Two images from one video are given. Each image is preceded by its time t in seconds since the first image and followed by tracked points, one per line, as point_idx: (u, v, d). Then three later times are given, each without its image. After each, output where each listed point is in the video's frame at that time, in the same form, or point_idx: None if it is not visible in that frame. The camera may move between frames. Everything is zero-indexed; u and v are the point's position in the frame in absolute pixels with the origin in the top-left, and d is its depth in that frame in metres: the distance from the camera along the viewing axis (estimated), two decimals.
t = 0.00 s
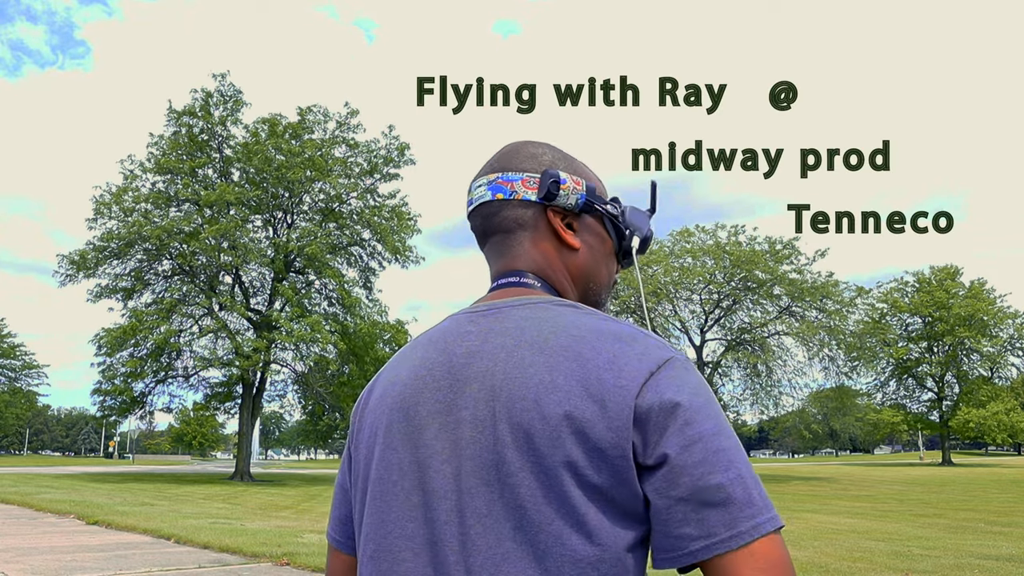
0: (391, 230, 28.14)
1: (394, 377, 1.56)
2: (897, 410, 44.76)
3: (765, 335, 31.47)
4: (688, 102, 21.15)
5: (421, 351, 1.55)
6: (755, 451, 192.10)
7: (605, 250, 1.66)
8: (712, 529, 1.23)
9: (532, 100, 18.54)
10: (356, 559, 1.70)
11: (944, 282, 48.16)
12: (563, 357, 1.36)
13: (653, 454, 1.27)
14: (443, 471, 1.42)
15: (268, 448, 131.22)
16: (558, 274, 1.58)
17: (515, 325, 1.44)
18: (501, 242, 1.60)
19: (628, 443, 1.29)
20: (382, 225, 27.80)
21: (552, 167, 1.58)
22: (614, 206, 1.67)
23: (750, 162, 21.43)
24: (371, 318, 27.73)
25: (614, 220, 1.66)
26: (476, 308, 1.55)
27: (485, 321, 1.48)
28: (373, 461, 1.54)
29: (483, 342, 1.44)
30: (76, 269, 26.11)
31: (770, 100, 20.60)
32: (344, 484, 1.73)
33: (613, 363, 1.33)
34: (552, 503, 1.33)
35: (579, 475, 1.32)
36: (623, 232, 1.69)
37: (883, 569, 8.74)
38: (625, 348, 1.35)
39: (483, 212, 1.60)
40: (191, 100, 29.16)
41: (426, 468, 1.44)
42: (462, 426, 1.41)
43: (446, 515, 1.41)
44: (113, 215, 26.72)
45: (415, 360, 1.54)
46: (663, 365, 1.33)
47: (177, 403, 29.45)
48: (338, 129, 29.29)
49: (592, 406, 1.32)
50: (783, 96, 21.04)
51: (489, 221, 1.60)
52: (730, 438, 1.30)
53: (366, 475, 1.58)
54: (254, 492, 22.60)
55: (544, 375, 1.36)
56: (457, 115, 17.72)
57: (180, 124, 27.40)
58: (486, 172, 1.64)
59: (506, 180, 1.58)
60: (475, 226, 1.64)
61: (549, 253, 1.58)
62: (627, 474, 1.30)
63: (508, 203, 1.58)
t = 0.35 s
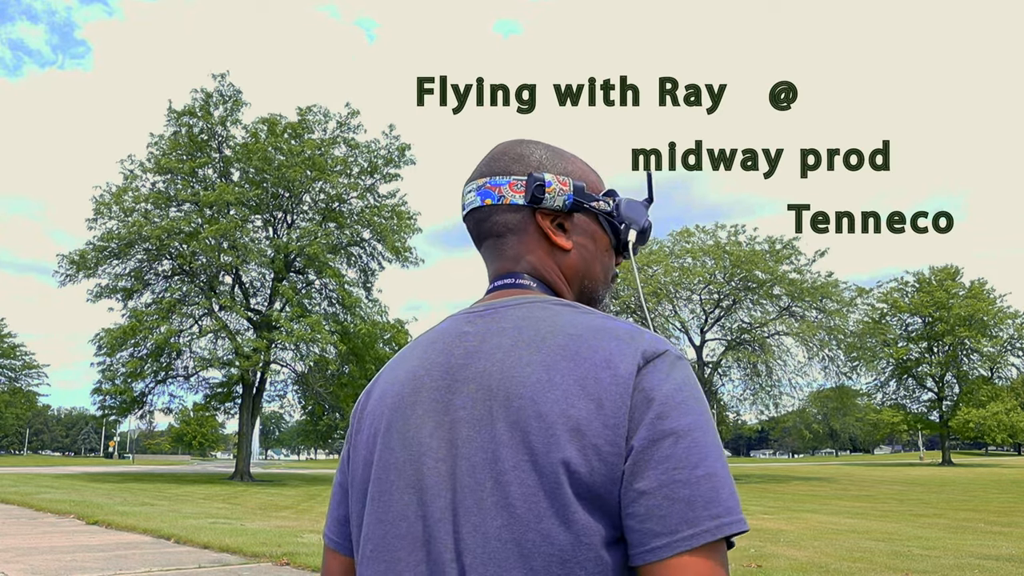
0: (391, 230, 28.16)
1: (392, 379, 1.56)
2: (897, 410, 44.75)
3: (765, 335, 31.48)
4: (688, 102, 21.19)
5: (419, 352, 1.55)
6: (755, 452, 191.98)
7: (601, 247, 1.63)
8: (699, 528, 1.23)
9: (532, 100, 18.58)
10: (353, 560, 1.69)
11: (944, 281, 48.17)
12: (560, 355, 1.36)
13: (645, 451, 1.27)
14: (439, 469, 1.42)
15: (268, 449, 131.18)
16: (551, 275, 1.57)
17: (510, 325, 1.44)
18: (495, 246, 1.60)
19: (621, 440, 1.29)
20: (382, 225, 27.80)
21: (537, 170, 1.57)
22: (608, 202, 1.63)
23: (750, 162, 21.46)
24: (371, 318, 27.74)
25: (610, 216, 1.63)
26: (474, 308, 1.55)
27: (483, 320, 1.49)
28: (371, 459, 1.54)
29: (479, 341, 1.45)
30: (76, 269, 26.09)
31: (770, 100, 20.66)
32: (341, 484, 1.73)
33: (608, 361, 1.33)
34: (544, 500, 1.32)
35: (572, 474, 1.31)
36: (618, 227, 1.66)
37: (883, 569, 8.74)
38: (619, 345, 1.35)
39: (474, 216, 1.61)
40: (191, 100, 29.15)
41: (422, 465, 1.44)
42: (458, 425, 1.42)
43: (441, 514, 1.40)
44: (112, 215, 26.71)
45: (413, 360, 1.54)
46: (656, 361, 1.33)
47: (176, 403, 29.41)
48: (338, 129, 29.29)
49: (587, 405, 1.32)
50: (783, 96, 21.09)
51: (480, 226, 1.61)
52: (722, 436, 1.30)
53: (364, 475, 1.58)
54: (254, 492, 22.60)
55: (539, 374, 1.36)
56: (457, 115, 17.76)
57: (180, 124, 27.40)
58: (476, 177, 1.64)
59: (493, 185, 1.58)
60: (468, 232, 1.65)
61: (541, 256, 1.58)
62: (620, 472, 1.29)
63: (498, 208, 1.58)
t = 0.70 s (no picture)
0: (391, 230, 28.20)
1: (392, 379, 1.56)
2: (897, 410, 44.74)
3: (765, 335, 31.52)
4: (688, 102, 21.23)
5: (420, 352, 1.55)
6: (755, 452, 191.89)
7: (604, 256, 1.65)
8: (700, 530, 1.22)
9: (532, 100, 18.60)
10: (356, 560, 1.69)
11: (944, 281, 48.19)
12: (559, 356, 1.36)
13: (643, 453, 1.27)
14: (439, 469, 1.42)
15: (268, 449, 131.11)
16: (556, 277, 1.58)
17: (512, 324, 1.44)
18: (502, 243, 1.59)
19: (620, 442, 1.29)
20: (382, 225, 27.84)
21: (556, 171, 1.57)
22: (615, 210, 1.66)
23: (750, 162, 21.49)
24: (371, 318, 27.76)
25: (615, 226, 1.66)
26: (476, 308, 1.55)
27: (484, 321, 1.48)
28: (370, 460, 1.54)
29: (479, 342, 1.45)
30: (76, 269, 26.09)
31: (770, 100, 20.70)
32: (343, 483, 1.73)
33: (607, 361, 1.33)
34: (544, 501, 1.32)
35: (572, 475, 1.31)
36: (623, 237, 1.68)
37: (883, 568, 8.74)
38: (618, 346, 1.35)
39: (484, 211, 1.59)
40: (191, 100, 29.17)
41: (423, 465, 1.44)
42: (458, 425, 1.41)
43: (442, 513, 1.40)
44: (113, 215, 26.72)
45: (413, 359, 1.54)
46: (656, 362, 1.33)
47: (177, 403, 29.40)
48: (338, 129, 29.31)
49: (587, 405, 1.31)
50: (783, 96, 21.13)
51: (490, 221, 1.59)
52: (720, 439, 1.30)
53: (366, 474, 1.59)
54: (253, 492, 22.61)
55: (539, 374, 1.36)
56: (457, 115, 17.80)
57: (180, 124, 27.42)
58: (488, 171, 1.62)
59: (509, 180, 1.57)
60: (475, 225, 1.62)
61: (549, 258, 1.58)
62: (619, 473, 1.29)
63: (511, 205, 1.57)
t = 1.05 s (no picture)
0: (390, 231, 28.23)
1: (394, 381, 1.57)
2: (897, 410, 44.74)
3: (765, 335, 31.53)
4: (688, 102, 21.24)
5: (422, 352, 1.57)
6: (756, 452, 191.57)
7: (607, 255, 1.67)
8: (704, 536, 1.23)
9: (532, 100, 18.62)
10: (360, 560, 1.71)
11: (944, 281, 48.17)
12: (562, 359, 1.37)
13: (643, 459, 1.28)
14: (440, 470, 1.43)
15: (268, 449, 131.11)
16: (561, 278, 1.59)
17: (515, 323, 1.46)
18: (507, 243, 1.60)
19: (622, 446, 1.30)
20: (382, 225, 27.84)
21: (565, 173, 1.59)
22: (619, 214, 1.69)
23: (750, 162, 21.50)
24: (371, 318, 27.78)
25: (618, 227, 1.69)
26: (477, 308, 1.56)
27: (484, 322, 1.50)
28: (372, 460, 1.56)
29: (481, 342, 1.46)
30: (77, 269, 26.11)
31: (770, 100, 20.73)
32: (346, 484, 1.74)
33: (610, 364, 1.35)
34: (545, 502, 1.34)
35: (574, 478, 1.33)
36: (625, 239, 1.71)
37: (883, 568, 8.74)
38: (621, 349, 1.37)
39: (491, 210, 1.60)
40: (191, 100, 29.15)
41: (425, 466, 1.45)
42: (459, 426, 1.43)
43: (443, 514, 1.42)
44: (113, 215, 26.74)
45: (415, 357, 1.56)
46: (658, 368, 1.35)
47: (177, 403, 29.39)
48: (338, 129, 29.32)
49: (589, 410, 1.33)
50: (783, 96, 21.14)
51: (497, 220, 1.60)
52: (722, 443, 1.32)
53: (367, 474, 1.61)
54: (253, 492, 22.61)
55: (541, 376, 1.37)
56: (457, 116, 17.82)
57: (179, 124, 27.41)
58: (495, 170, 1.63)
59: (517, 179, 1.58)
60: (481, 223, 1.63)
61: (554, 258, 1.59)
62: (620, 478, 1.31)
63: (518, 205, 1.58)
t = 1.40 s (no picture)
0: (391, 230, 28.25)
1: (393, 380, 1.59)
2: (897, 410, 44.72)
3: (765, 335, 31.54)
4: (688, 102, 21.25)
5: (422, 351, 1.58)
6: (756, 452, 191.30)
7: (606, 255, 1.69)
8: (708, 532, 1.25)
9: (532, 100, 18.62)
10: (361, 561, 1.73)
11: (943, 280, 48.15)
12: (562, 358, 1.39)
13: (646, 458, 1.30)
14: (441, 471, 1.45)
15: (269, 449, 131.09)
16: (561, 278, 1.61)
17: (516, 322, 1.47)
18: (506, 242, 1.62)
19: (625, 446, 1.32)
20: (382, 225, 27.86)
21: (565, 172, 1.61)
22: (618, 214, 1.71)
23: (750, 162, 21.52)
24: (371, 318, 27.76)
25: (618, 228, 1.70)
26: (475, 308, 1.58)
27: (484, 321, 1.52)
28: (374, 462, 1.57)
29: (481, 343, 1.48)
30: (77, 269, 26.12)
31: (770, 100, 20.75)
32: (346, 486, 1.75)
33: (611, 364, 1.36)
34: (547, 504, 1.35)
35: (576, 477, 1.34)
36: (624, 239, 1.73)
37: (883, 568, 8.75)
38: (622, 348, 1.38)
39: (491, 209, 1.62)
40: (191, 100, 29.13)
41: (426, 468, 1.47)
42: (460, 425, 1.44)
43: (443, 515, 1.43)
44: (113, 215, 26.74)
45: (414, 358, 1.57)
46: (659, 367, 1.36)
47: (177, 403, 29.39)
48: (339, 129, 29.33)
49: (590, 410, 1.34)
50: (783, 96, 21.17)
51: (497, 220, 1.61)
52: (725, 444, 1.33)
53: (367, 474, 1.62)
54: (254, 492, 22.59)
55: (541, 376, 1.39)
56: (457, 115, 17.84)
57: (180, 124, 27.41)
58: (495, 169, 1.64)
59: (518, 179, 1.59)
60: (481, 222, 1.64)
61: (555, 259, 1.61)
62: (622, 479, 1.32)
63: (518, 204, 1.60)
